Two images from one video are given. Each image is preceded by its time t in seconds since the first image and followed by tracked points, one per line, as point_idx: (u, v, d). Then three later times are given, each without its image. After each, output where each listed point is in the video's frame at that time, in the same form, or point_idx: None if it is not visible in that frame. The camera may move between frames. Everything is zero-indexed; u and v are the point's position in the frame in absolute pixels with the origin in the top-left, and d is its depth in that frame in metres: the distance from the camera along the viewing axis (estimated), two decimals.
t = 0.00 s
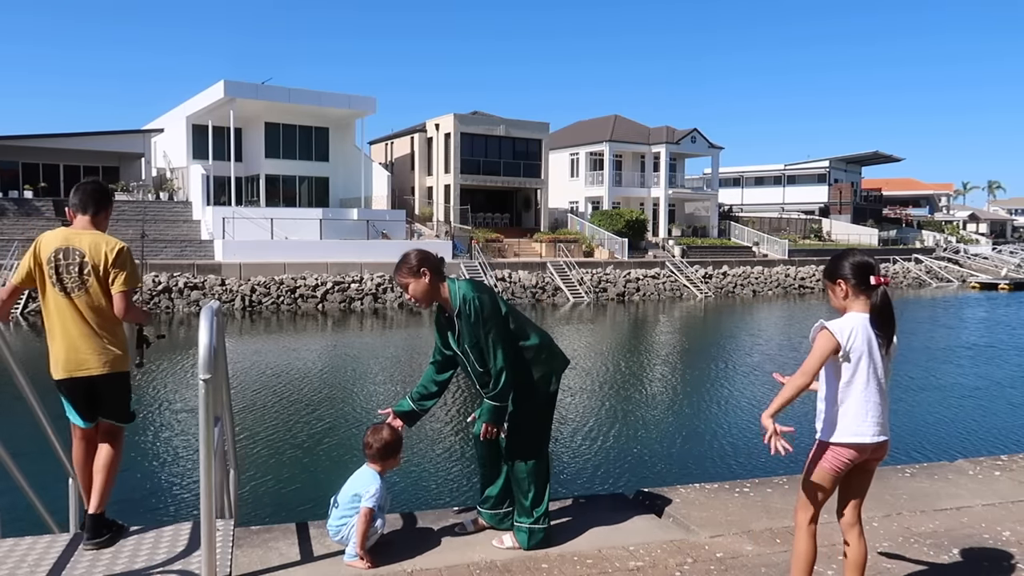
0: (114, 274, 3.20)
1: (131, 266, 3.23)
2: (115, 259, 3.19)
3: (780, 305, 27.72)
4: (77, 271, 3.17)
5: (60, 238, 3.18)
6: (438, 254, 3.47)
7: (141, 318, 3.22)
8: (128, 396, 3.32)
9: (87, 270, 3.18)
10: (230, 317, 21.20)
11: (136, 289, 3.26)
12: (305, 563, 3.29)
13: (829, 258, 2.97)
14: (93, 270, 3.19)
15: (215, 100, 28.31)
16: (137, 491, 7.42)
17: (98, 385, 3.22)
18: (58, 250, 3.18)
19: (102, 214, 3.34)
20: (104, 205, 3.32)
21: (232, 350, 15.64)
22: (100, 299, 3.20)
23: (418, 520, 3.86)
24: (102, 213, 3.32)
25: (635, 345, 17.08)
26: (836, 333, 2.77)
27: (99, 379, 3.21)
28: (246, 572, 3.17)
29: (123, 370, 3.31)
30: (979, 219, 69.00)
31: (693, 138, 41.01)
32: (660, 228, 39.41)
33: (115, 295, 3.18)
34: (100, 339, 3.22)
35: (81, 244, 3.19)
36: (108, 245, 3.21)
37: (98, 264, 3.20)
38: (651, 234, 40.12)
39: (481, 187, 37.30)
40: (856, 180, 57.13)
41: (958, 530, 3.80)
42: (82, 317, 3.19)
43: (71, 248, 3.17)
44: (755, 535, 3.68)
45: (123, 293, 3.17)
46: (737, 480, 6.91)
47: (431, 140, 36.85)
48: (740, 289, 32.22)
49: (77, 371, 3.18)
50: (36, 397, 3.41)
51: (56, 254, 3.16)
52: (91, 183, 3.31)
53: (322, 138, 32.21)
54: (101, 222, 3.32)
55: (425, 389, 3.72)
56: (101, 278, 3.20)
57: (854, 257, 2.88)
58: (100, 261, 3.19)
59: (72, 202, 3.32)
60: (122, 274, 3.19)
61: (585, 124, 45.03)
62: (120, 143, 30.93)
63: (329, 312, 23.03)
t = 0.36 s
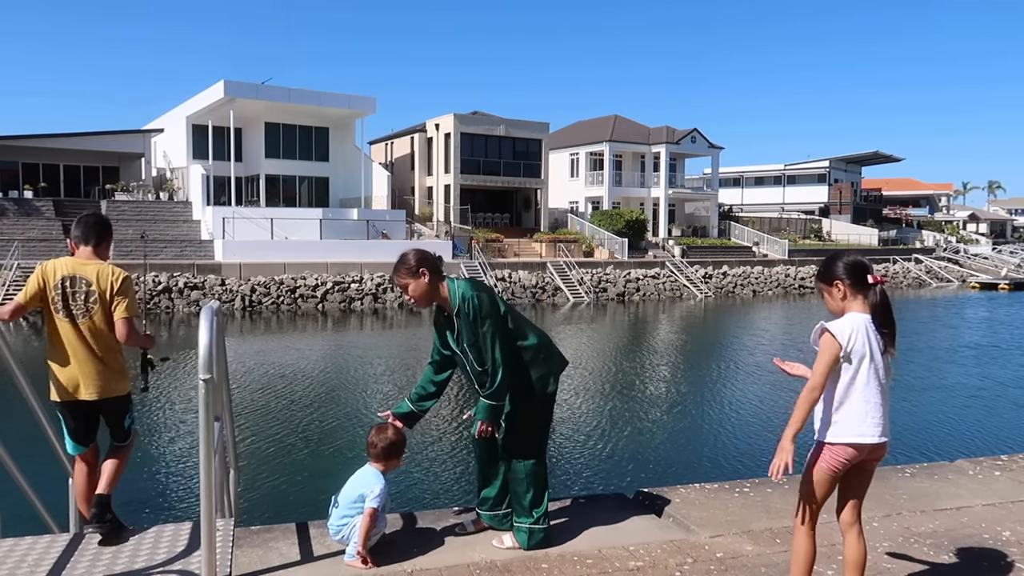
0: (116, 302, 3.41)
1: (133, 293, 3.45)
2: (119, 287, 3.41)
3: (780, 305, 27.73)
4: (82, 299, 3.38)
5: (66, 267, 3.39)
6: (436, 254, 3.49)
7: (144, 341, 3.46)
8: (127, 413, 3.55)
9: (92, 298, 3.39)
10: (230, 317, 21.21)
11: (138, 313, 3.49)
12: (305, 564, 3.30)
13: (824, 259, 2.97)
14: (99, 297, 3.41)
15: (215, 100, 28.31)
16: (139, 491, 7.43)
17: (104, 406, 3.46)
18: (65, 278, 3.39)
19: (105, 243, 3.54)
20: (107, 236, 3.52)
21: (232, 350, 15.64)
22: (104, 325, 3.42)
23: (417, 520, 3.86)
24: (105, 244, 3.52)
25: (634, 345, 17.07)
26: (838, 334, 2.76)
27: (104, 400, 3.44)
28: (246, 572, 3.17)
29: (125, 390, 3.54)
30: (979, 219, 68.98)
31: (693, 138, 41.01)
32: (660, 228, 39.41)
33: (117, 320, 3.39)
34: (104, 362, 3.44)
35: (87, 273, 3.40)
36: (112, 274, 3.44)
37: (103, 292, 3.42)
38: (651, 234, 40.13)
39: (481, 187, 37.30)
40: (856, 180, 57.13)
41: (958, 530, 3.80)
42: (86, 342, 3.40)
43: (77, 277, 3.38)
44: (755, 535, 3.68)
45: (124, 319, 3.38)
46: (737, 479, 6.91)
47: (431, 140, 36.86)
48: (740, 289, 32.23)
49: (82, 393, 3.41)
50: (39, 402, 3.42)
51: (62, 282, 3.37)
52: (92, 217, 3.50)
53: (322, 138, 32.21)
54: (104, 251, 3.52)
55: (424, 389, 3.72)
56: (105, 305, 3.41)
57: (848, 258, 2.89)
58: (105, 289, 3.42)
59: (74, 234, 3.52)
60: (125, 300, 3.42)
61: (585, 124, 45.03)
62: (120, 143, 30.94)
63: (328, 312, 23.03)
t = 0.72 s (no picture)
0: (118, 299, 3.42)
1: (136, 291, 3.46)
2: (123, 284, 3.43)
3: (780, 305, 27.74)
4: (86, 296, 3.39)
5: (71, 266, 3.40)
6: (439, 241, 3.48)
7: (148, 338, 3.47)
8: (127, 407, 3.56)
9: (97, 294, 3.41)
10: (230, 317, 21.22)
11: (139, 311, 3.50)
12: (305, 564, 3.29)
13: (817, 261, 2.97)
14: (104, 295, 3.42)
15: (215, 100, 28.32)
16: (141, 490, 7.43)
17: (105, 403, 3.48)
18: (70, 277, 3.39)
19: (109, 242, 3.55)
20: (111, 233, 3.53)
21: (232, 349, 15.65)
22: (108, 322, 3.43)
23: (417, 520, 3.87)
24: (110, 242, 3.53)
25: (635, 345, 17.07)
26: (833, 334, 2.77)
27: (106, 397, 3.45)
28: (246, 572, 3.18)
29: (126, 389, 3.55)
30: (979, 219, 68.99)
31: (693, 138, 41.03)
32: (660, 228, 39.39)
33: (120, 317, 3.40)
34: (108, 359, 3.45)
35: (92, 272, 3.41)
36: (117, 272, 3.45)
37: (108, 289, 3.43)
38: (651, 234, 40.12)
39: (481, 187, 37.29)
40: (856, 180, 57.14)
41: (958, 530, 3.79)
42: (89, 340, 3.41)
43: (82, 276, 3.39)
44: (755, 535, 3.67)
45: (127, 315, 3.39)
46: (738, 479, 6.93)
47: (431, 140, 36.86)
48: (740, 289, 32.21)
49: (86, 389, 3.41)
50: (39, 403, 3.43)
51: (67, 280, 3.38)
52: (96, 218, 3.52)
53: (322, 138, 32.21)
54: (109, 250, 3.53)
55: (421, 378, 3.73)
56: (110, 303, 3.43)
57: (840, 261, 2.90)
58: (110, 286, 3.43)
59: (78, 236, 3.53)
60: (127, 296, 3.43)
61: (585, 124, 45.03)
62: (121, 143, 30.95)
63: (329, 312, 23.04)
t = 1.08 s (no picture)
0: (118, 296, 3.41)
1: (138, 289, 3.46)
2: (122, 281, 3.41)
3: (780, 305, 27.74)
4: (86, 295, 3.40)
5: (72, 266, 3.41)
6: (443, 235, 3.49)
7: (145, 335, 3.44)
8: (128, 416, 3.53)
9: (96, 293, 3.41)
10: (230, 317, 21.22)
11: (140, 309, 3.47)
12: (305, 564, 3.29)
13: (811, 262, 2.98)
14: (103, 295, 3.42)
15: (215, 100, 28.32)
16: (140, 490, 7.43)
17: (105, 408, 3.46)
18: (71, 277, 3.41)
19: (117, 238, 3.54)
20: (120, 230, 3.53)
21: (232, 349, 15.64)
22: (110, 320, 3.43)
23: (417, 520, 3.86)
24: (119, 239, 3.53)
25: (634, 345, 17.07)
26: (834, 334, 2.76)
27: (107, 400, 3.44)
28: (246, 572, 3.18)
29: (129, 391, 3.52)
30: (978, 219, 69.00)
31: (693, 138, 41.03)
32: (660, 228, 39.39)
33: (119, 315, 3.39)
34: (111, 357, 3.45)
35: (92, 271, 3.42)
36: (116, 270, 3.44)
37: (107, 288, 3.42)
38: (651, 234, 40.12)
39: (481, 187, 37.29)
40: (856, 180, 57.15)
41: (958, 530, 3.80)
42: (88, 338, 3.42)
43: (83, 276, 3.40)
44: (755, 535, 3.68)
45: (128, 313, 3.39)
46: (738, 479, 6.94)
47: (431, 140, 36.86)
48: (740, 289, 32.21)
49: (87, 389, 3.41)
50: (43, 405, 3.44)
51: (69, 281, 3.39)
52: (99, 216, 3.52)
53: (322, 138, 32.21)
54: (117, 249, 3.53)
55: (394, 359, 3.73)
56: (109, 302, 3.42)
57: (835, 261, 2.90)
58: (108, 284, 3.42)
59: (84, 235, 3.54)
60: (126, 293, 3.41)
61: (585, 124, 45.03)
62: (121, 143, 30.96)
63: (329, 312, 23.04)
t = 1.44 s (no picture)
0: (107, 294, 3.40)
1: (127, 284, 3.44)
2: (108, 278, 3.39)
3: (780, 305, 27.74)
4: (83, 292, 3.46)
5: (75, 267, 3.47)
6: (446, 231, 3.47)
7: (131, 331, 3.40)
8: (129, 417, 3.51)
9: (88, 291, 3.44)
10: (230, 317, 21.23)
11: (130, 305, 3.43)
12: (305, 564, 3.29)
13: (810, 262, 2.98)
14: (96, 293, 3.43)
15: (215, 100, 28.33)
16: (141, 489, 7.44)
17: (105, 409, 3.46)
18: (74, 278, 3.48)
19: (119, 234, 3.54)
20: (117, 227, 3.51)
21: (232, 350, 15.64)
22: (103, 318, 3.43)
23: (417, 520, 3.86)
24: (116, 234, 3.51)
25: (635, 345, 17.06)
26: (833, 333, 2.76)
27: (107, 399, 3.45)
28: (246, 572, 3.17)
29: (129, 390, 3.51)
30: (978, 219, 69.01)
31: (693, 138, 41.03)
32: (660, 228, 39.39)
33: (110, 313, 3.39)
34: (108, 355, 3.45)
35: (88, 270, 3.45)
36: (106, 267, 3.44)
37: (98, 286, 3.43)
38: (651, 234, 40.12)
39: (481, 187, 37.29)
40: (856, 180, 57.15)
41: (958, 530, 3.80)
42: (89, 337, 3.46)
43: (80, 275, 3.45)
44: (754, 535, 3.68)
45: (118, 310, 3.38)
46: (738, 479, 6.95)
47: (431, 140, 36.87)
48: (740, 289, 32.22)
49: (85, 386, 3.44)
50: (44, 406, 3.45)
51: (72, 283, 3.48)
52: (97, 214, 3.53)
53: (322, 138, 32.20)
54: (114, 246, 3.52)
55: (386, 353, 3.73)
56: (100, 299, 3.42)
57: (835, 261, 2.90)
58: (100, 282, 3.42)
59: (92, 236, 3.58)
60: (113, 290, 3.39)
61: (585, 124, 45.03)
62: (121, 143, 30.97)
63: (328, 312, 23.04)
